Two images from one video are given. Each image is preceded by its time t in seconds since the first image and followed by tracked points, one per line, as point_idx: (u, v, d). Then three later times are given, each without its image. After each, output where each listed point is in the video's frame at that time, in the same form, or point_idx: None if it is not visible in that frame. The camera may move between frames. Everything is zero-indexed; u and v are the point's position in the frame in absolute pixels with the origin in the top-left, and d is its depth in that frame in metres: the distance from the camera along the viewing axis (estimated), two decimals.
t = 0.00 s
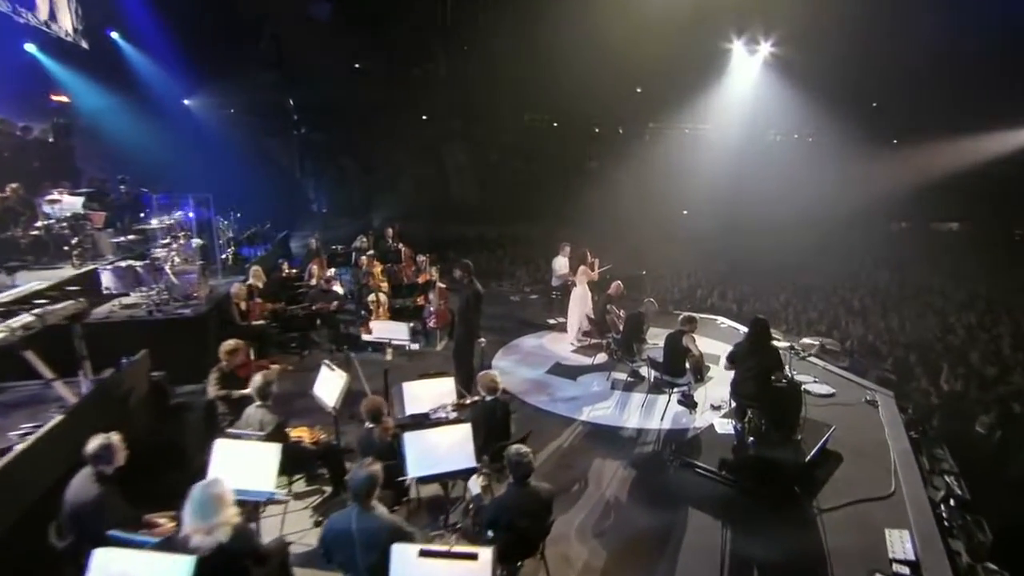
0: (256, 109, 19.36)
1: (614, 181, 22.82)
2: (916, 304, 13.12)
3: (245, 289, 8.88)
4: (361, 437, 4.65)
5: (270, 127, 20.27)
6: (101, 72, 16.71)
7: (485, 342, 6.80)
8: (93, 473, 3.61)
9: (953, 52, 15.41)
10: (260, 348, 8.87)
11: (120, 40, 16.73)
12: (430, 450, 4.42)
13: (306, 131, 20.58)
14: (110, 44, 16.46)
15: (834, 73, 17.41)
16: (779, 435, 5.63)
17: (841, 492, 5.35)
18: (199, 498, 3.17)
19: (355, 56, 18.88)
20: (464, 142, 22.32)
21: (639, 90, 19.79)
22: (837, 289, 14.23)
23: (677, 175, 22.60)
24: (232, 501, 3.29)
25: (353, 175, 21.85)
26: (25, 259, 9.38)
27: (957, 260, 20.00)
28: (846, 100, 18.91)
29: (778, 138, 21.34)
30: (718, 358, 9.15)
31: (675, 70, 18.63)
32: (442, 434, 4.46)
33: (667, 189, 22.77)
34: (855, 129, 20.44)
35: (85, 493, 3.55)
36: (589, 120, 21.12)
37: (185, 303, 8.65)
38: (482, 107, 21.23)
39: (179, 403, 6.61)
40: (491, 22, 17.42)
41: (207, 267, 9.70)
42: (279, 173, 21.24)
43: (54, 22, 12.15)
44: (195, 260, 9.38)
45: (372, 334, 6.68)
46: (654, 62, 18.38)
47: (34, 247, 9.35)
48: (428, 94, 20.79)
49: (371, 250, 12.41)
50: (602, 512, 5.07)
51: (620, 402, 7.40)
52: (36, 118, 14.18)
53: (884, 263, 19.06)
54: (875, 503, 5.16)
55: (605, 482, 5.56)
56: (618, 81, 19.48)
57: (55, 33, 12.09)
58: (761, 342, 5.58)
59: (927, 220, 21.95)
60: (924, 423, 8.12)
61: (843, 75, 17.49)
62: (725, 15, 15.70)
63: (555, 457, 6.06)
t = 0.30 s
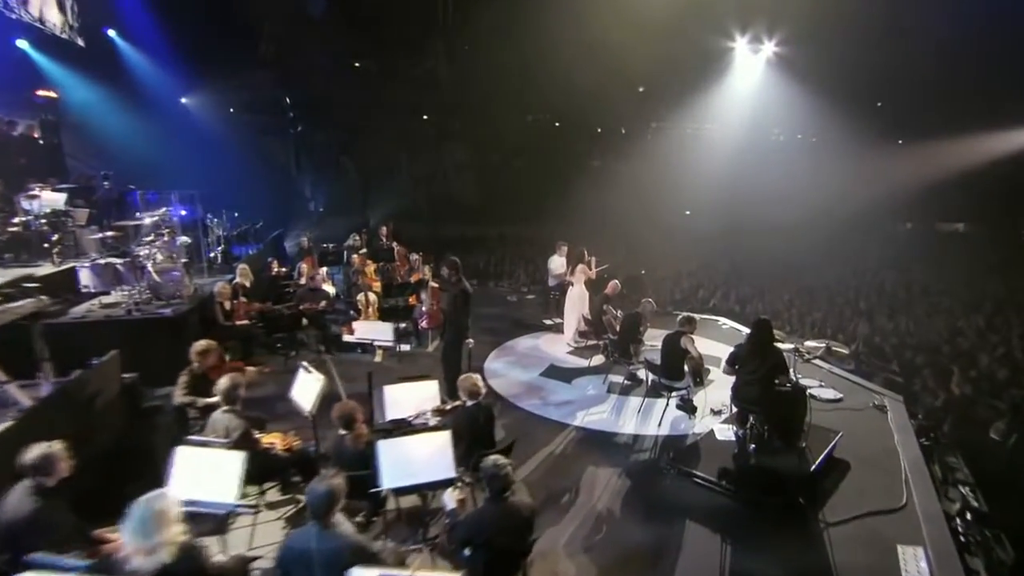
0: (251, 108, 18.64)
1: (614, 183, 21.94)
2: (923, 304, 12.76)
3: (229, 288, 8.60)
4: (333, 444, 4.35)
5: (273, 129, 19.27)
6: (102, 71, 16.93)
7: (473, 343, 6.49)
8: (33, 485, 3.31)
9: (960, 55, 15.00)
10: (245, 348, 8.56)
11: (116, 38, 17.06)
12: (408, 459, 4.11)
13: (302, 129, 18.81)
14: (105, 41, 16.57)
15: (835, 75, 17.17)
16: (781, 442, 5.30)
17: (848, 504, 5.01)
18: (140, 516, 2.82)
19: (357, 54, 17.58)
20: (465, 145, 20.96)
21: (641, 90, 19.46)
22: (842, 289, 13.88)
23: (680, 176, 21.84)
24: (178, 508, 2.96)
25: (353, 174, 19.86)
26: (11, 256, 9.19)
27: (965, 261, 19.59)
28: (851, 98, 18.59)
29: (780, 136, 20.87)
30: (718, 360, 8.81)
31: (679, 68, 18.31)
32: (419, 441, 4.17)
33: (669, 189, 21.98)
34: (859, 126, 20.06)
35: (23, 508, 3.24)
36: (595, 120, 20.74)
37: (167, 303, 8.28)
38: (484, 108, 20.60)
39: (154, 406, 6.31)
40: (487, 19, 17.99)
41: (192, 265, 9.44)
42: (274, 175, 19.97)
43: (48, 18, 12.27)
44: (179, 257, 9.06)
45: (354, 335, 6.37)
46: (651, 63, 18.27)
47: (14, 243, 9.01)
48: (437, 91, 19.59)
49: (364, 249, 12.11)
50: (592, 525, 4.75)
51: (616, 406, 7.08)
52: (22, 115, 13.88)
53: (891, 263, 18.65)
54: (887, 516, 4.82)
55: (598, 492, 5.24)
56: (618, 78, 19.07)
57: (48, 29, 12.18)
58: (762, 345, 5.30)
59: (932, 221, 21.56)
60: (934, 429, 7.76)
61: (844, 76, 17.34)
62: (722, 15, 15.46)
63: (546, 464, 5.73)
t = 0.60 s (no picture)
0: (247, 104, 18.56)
1: (617, 184, 21.07)
2: (933, 304, 12.35)
3: (213, 287, 8.32)
4: (299, 452, 4.03)
5: (269, 125, 19.10)
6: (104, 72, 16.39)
7: (460, 344, 6.17)
8: None
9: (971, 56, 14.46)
10: (228, 349, 8.27)
11: (116, 36, 16.42)
12: (379, 469, 3.85)
13: (300, 127, 18.83)
14: (105, 39, 16.00)
15: (841, 74, 16.49)
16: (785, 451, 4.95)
17: (858, 517, 4.66)
18: (64, 539, 2.50)
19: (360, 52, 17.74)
20: (465, 142, 20.01)
21: (645, 88, 18.52)
22: (850, 289, 13.46)
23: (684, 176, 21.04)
24: (104, 527, 2.62)
25: (349, 173, 19.44)
26: None
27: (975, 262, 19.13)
28: (859, 98, 17.98)
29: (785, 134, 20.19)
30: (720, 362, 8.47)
31: (681, 68, 17.58)
32: (392, 450, 3.92)
33: (672, 189, 21.15)
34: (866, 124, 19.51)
35: None
36: (595, 119, 19.85)
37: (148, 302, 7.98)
38: (484, 109, 19.62)
39: (123, 412, 5.99)
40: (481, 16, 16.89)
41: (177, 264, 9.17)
42: (271, 172, 19.51)
43: (46, 17, 12.24)
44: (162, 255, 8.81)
45: (334, 335, 6.06)
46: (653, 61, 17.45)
47: None
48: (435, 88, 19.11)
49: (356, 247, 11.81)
50: (581, 539, 4.42)
51: (611, 411, 6.74)
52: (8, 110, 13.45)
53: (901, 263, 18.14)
54: (901, 531, 4.47)
55: (588, 502, 4.92)
56: (621, 78, 18.22)
57: (45, 27, 12.12)
58: (765, 347, 4.97)
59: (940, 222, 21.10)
60: (948, 435, 7.39)
61: (857, 77, 16.58)
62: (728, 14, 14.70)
63: (535, 472, 5.41)
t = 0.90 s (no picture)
0: (248, 104, 18.22)
1: (619, 185, 19.86)
2: (945, 305, 11.94)
3: (197, 285, 8.06)
4: (263, 461, 3.73)
5: (269, 125, 18.57)
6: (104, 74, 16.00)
7: (446, 344, 5.87)
8: None
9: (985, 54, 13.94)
10: (212, 348, 8.00)
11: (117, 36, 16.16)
12: (346, 481, 3.54)
13: (300, 124, 18.25)
14: (106, 39, 15.72)
15: (850, 73, 15.99)
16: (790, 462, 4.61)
17: (869, 534, 4.32)
18: None
19: (360, 50, 17.84)
20: (467, 140, 19.41)
21: (649, 89, 17.72)
22: (859, 289, 13.08)
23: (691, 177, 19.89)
24: (15, 551, 2.33)
25: (347, 171, 19.11)
26: None
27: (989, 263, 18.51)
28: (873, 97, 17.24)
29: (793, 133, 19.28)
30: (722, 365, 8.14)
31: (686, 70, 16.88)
32: (362, 460, 3.61)
33: (677, 190, 20.01)
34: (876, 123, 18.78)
35: None
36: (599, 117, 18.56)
37: (131, 301, 7.75)
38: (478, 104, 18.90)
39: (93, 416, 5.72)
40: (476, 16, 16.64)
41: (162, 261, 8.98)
42: (270, 173, 19.17)
43: (46, 15, 12.08)
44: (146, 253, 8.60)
45: (314, 336, 5.78)
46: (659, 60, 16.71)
47: None
48: (436, 85, 18.62)
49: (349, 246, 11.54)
50: (568, 556, 4.11)
51: (606, 417, 6.43)
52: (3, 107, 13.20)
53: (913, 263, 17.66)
54: (916, 550, 4.13)
55: (577, 515, 4.61)
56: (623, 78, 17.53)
57: (45, 26, 11.94)
58: (770, 350, 4.68)
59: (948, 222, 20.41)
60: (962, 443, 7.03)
61: (869, 77, 16.03)
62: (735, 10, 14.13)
63: (522, 482, 5.10)
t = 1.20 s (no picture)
0: (248, 101, 18.28)
1: (626, 183, 19.13)
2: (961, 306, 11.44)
3: (180, 282, 7.92)
4: (218, 468, 3.45)
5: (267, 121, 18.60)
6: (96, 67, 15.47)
7: (430, 343, 5.56)
8: None
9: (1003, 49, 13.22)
10: (196, 347, 7.72)
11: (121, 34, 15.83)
12: (306, 491, 3.28)
13: (301, 122, 17.95)
14: (110, 38, 15.41)
15: (849, 63, 14.35)
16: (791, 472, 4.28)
17: (879, 552, 3.98)
18: None
19: (361, 50, 17.06)
20: (472, 139, 18.88)
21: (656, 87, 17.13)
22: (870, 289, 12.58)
23: (699, 175, 18.86)
24: None
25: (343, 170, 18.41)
26: None
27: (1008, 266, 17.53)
28: (884, 98, 15.94)
29: (810, 133, 17.87)
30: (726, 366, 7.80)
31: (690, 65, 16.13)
32: (323, 469, 3.36)
33: (682, 188, 19.03)
34: (904, 126, 17.15)
35: None
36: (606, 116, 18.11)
37: (114, 298, 7.44)
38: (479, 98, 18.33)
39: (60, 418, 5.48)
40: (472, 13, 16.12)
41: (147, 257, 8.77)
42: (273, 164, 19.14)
43: (44, 11, 11.57)
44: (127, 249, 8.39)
45: (292, 335, 5.51)
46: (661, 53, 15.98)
47: None
48: (439, 83, 18.15)
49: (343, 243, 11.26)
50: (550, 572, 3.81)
51: (601, 421, 6.11)
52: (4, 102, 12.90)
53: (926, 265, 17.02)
54: (928, 569, 3.81)
55: (564, 528, 4.32)
56: (627, 73, 16.86)
57: (44, 22, 11.47)
58: (773, 351, 4.33)
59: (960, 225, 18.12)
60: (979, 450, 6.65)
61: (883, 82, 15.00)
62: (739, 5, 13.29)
63: (508, 491, 4.81)
